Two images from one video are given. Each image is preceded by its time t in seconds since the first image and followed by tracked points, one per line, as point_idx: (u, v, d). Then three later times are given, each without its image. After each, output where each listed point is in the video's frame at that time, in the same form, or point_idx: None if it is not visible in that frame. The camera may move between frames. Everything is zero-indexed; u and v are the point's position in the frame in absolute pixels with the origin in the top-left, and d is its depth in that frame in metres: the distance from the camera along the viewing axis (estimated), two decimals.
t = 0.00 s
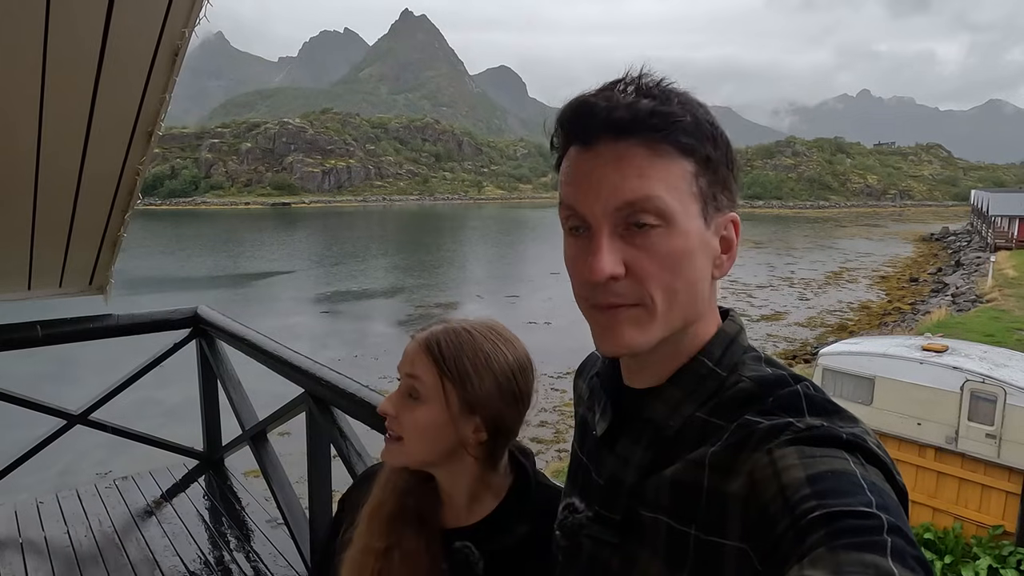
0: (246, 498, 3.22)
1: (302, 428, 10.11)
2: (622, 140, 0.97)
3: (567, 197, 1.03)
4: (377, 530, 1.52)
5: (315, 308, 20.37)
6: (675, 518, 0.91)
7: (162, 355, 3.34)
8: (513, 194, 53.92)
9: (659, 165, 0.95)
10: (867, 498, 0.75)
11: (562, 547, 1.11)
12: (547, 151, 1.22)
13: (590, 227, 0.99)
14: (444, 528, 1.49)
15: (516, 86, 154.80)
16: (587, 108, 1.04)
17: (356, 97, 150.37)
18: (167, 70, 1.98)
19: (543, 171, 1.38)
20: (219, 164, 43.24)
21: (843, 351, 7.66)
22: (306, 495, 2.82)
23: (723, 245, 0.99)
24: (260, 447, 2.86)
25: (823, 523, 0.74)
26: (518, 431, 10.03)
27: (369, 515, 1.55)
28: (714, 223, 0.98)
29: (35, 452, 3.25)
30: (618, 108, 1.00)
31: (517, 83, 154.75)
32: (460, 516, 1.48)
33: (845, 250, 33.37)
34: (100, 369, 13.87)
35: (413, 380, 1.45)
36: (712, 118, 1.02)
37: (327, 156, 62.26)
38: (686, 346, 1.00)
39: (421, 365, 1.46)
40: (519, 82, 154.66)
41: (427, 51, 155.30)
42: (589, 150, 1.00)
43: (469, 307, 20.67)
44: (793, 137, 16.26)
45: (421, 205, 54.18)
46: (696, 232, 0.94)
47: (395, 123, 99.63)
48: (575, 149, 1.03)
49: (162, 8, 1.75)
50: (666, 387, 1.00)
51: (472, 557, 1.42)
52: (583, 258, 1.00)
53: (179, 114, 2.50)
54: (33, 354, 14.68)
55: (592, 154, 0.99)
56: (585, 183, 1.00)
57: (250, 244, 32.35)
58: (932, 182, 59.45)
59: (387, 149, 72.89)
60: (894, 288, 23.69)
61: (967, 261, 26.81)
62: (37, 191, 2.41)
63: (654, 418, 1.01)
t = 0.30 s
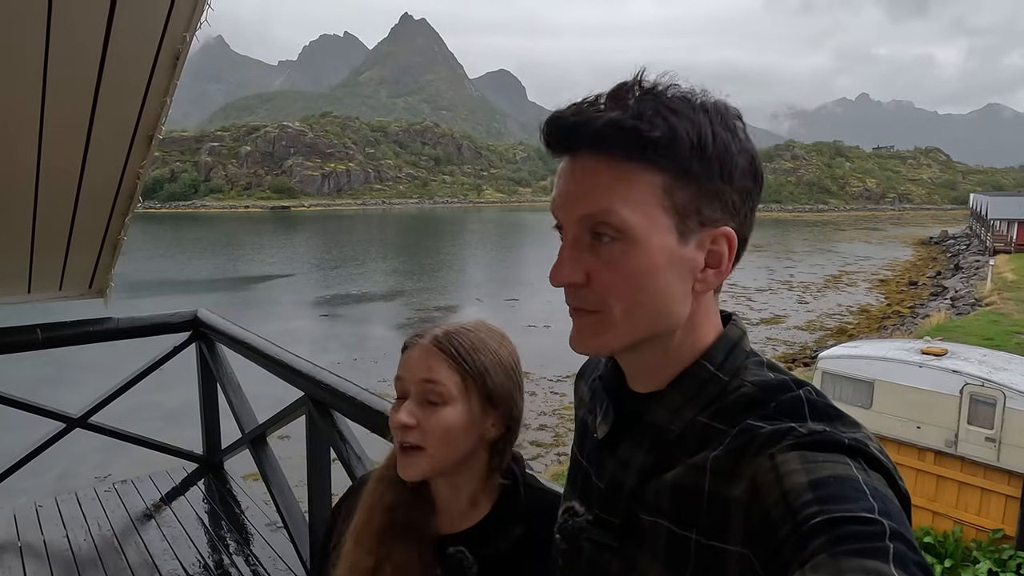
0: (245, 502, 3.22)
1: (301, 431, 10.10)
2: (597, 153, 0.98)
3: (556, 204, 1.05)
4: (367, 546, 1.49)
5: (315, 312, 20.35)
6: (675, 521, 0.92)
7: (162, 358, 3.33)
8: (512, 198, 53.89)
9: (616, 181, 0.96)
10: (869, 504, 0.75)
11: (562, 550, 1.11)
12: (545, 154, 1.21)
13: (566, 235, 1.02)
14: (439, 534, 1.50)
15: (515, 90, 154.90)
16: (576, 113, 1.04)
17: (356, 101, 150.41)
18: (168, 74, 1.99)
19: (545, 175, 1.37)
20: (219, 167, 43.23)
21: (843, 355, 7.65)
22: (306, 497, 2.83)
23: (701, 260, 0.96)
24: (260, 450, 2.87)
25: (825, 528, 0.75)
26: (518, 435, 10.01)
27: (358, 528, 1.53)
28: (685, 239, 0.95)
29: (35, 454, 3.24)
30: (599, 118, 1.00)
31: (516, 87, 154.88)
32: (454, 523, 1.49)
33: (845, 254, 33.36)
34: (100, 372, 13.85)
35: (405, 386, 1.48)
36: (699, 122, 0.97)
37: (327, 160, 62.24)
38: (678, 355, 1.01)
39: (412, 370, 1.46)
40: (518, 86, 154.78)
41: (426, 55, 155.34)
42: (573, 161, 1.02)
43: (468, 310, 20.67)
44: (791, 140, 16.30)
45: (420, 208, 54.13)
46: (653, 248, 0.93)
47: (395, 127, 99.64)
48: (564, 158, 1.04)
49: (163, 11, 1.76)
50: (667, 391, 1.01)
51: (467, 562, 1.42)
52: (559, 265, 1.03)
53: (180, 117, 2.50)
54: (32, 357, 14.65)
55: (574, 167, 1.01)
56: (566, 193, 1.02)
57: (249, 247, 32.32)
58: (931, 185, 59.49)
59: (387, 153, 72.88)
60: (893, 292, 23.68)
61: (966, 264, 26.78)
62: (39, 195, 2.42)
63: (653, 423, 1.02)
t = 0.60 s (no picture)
0: (244, 504, 3.21)
1: (300, 434, 10.10)
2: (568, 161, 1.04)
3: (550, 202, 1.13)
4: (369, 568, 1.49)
5: (314, 313, 20.35)
6: (675, 526, 0.91)
7: (162, 360, 3.33)
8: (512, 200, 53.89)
9: (571, 195, 1.03)
10: (872, 509, 0.75)
11: (559, 553, 1.11)
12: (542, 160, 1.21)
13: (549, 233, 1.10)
14: (438, 543, 1.51)
15: (514, 92, 154.98)
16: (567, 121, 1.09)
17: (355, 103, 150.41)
18: (168, 76, 1.98)
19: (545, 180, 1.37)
20: (218, 170, 43.22)
21: (842, 357, 7.65)
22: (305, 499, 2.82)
23: (647, 268, 0.98)
24: (259, 452, 2.86)
25: (827, 533, 0.74)
26: (517, 437, 10.00)
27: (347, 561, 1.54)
28: (626, 248, 0.98)
29: (34, 456, 3.24)
30: (577, 129, 1.04)
31: (516, 89, 154.97)
32: (455, 531, 1.50)
33: (844, 256, 33.37)
34: (99, 374, 13.84)
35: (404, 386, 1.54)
36: (651, 121, 0.96)
37: (326, 162, 62.25)
38: (668, 364, 1.02)
39: (421, 379, 1.49)
40: (518, 88, 154.85)
41: (426, 57, 155.37)
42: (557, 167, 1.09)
43: (468, 312, 20.67)
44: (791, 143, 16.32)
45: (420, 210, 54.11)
46: (594, 256, 1.00)
47: (394, 129, 99.67)
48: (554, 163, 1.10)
49: (163, 14, 1.76)
50: (667, 394, 1.01)
51: (479, 568, 1.42)
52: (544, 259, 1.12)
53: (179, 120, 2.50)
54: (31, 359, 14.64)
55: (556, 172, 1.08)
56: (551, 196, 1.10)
57: (249, 250, 32.31)
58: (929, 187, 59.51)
59: (386, 155, 72.90)
60: (892, 294, 23.69)
61: (966, 266, 26.78)
62: (39, 197, 2.42)
63: (653, 426, 1.01)
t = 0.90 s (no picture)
0: (244, 503, 3.21)
1: (299, 434, 10.10)
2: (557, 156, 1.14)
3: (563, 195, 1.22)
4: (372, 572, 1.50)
5: (313, 314, 20.34)
6: (670, 518, 0.92)
7: (161, 360, 3.33)
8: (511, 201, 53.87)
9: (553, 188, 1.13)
10: (863, 502, 0.76)
11: (557, 545, 1.11)
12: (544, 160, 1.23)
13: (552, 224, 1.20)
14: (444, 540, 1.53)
15: (513, 93, 154.99)
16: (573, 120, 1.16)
17: (354, 104, 150.37)
18: (168, 76, 1.99)
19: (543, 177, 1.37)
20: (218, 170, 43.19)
21: (841, 357, 7.65)
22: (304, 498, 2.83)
23: (602, 253, 1.03)
24: (258, 451, 2.87)
25: (818, 526, 0.75)
26: (516, 438, 10.01)
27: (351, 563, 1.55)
28: (588, 231, 1.04)
29: (33, 455, 3.24)
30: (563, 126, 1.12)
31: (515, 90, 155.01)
32: (460, 524, 1.53)
33: (843, 257, 33.40)
34: (97, 375, 13.83)
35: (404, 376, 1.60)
36: (616, 118, 1.02)
37: (325, 163, 62.21)
38: (651, 360, 1.04)
39: (423, 389, 1.49)
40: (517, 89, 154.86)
41: (425, 57, 155.36)
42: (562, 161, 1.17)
43: (467, 313, 20.67)
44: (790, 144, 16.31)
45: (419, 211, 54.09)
46: (561, 241, 1.09)
47: (393, 130, 99.69)
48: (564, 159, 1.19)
49: (163, 14, 1.76)
50: (661, 387, 1.01)
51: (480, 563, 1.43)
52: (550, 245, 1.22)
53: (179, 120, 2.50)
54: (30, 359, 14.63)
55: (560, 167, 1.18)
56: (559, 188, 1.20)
57: (248, 250, 32.30)
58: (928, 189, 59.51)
59: (385, 156, 72.87)
60: (891, 295, 23.71)
61: (964, 268, 26.78)
62: (38, 196, 2.42)
63: (647, 420, 1.02)
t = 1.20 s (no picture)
0: (244, 504, 3.21)
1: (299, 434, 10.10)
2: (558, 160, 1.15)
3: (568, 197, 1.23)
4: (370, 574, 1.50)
5: (312, 315, 20.32)
6: (676, 521, 0.93)
7: (161, 361, 3.32)
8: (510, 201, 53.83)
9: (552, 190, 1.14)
10: (871, 503, 0.76)
11: (563, 547, 1.11)
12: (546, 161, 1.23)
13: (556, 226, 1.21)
14: (443, 540, 1.53)
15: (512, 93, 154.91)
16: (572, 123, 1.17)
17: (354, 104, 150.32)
18: (169, 76, 1.99)
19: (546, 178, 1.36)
20: (217, 170, 43.14)
21: (840, 357, 7.64)
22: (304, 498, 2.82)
23: (599, 254, 1.04)
24: (259, 451, 2.86)
25: (826, 528, 0.75)
26: (516, 438, 10.01)
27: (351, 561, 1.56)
28: (585, 232, 1.05)
29: (33, 455, 3.23)
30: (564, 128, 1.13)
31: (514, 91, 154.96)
32: (457, 525, 1.53)
33: (841, 258, 33.42)
34: (96, 375, 13.80)
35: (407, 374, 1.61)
36: (609, 117, 1.02)
37: (325, 163, 62.16)
38: (654, 360, 1.04)
39: (424, 385, 1.48)
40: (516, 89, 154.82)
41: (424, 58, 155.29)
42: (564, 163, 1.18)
43: (466, 314, 20.64)
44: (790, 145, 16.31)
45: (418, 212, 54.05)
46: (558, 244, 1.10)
47: (393, 131, 99.57)
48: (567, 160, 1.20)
49: (164, 13, 1.76)
50: (665, 387, 1.01)
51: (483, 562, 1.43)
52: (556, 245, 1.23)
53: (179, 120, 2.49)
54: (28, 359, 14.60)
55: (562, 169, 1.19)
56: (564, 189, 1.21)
57: (247, 250, 32.26)
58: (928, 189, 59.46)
59: (384, 156, 72.82)
60: (890, 295, 23.71)
61: (963, 268, 26.76)
62: (38, 195, 2.41)
63: (654, 420, 1.03)
